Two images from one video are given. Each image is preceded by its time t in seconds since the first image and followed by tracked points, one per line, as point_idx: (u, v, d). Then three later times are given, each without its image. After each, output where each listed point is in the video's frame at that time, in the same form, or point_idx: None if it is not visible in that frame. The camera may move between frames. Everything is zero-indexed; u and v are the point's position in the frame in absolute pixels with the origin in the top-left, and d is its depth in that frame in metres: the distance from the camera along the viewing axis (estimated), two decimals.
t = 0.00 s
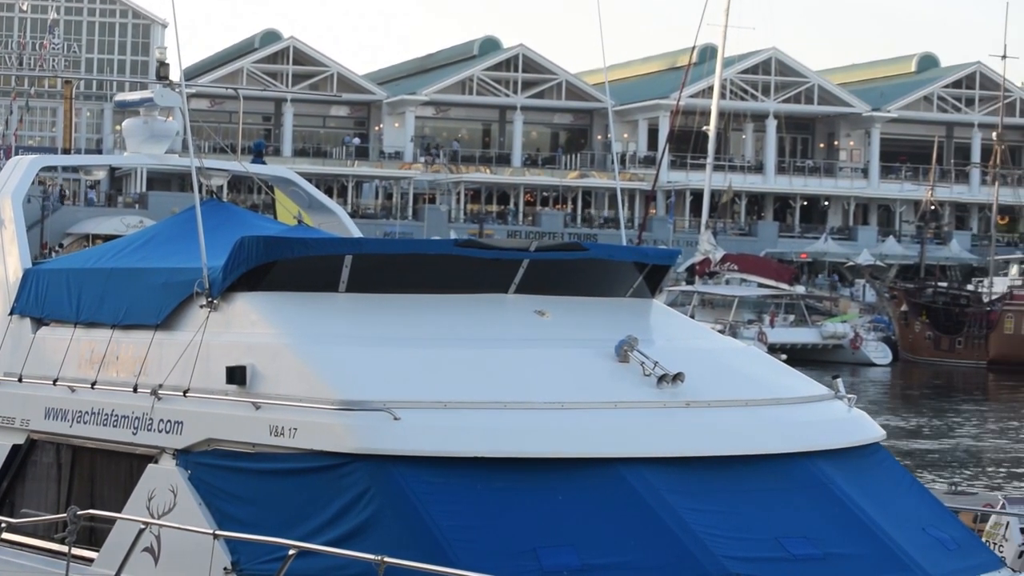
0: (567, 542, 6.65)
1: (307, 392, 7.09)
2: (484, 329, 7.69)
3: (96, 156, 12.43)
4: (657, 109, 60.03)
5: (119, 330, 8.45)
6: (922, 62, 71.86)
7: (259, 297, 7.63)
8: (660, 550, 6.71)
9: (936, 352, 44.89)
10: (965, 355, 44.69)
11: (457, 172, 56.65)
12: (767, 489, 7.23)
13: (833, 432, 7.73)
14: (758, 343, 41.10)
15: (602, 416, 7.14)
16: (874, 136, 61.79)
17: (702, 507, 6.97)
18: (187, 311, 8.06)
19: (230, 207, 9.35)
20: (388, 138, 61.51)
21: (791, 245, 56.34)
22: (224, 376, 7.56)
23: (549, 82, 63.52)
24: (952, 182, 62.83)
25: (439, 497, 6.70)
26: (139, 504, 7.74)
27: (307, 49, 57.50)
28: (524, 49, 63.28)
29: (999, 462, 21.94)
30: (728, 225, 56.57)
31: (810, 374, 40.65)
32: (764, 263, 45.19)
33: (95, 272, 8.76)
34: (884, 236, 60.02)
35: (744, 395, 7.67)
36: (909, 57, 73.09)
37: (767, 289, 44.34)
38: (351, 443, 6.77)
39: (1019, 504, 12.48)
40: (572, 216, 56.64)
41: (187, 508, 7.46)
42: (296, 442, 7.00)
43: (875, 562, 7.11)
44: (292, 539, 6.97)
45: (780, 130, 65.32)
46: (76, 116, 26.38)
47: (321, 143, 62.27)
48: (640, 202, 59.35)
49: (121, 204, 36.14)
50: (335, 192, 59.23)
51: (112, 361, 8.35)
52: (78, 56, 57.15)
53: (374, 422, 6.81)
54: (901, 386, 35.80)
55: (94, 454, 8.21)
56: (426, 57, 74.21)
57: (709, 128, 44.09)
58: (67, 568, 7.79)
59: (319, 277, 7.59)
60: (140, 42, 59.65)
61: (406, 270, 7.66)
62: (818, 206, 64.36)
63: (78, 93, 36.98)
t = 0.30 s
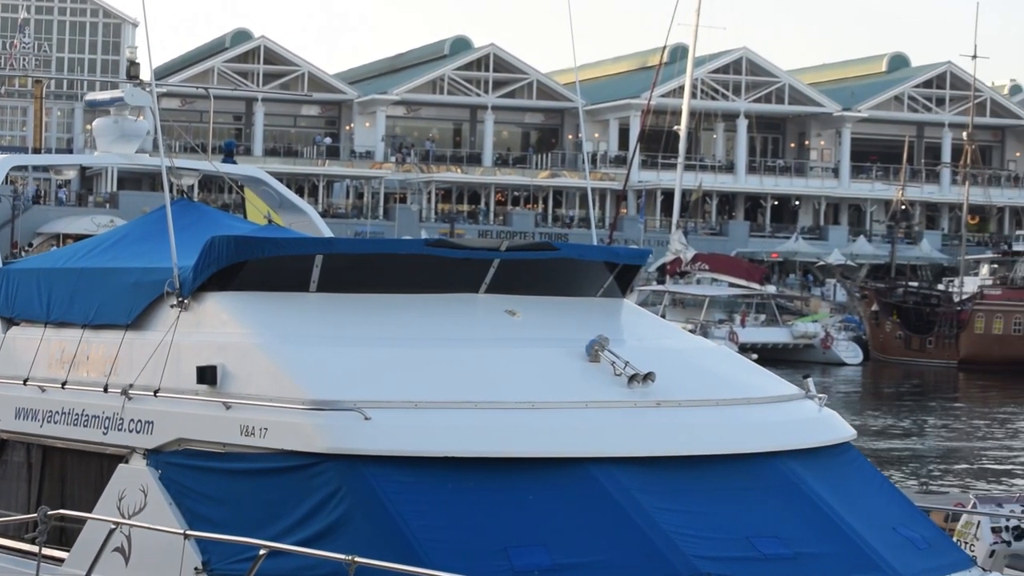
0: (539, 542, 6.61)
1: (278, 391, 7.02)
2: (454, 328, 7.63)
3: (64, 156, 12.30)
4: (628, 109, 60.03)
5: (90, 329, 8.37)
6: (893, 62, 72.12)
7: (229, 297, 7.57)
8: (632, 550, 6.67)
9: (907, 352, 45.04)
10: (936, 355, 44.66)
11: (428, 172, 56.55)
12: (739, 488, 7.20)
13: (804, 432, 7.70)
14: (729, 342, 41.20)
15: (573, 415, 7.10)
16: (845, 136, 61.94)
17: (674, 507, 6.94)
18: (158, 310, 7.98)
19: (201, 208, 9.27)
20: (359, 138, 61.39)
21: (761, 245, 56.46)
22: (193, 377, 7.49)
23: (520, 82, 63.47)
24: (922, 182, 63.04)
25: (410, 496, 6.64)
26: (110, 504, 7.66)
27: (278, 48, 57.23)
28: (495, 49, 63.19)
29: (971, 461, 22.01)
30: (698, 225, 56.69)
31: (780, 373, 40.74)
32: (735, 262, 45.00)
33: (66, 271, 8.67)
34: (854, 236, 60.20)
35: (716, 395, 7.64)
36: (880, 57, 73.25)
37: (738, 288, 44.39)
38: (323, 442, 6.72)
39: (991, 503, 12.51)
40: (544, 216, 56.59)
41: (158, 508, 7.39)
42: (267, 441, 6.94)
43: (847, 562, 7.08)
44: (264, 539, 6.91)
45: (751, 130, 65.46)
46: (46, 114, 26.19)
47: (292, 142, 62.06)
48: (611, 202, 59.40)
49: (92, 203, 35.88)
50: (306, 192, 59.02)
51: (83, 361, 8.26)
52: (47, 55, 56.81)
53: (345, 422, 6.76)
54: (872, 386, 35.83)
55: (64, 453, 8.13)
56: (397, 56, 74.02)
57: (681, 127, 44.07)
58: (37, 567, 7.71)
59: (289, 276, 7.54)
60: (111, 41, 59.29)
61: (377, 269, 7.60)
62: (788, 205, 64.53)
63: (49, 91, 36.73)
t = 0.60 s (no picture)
0: (511, 542, 6.60)
1: (251, 390, 6.97)
2: (427, 326, 7.59)
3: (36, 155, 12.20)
4: (601, 108, 60.02)
5: (62, 328, 8.30)
6: (866, 61, 72.31)
7: (202, 296, 7.53)
8: (604, 549, 6.65)
9: (879, 351, 45.18)
10: (908, 354, 44.80)
11: (401, 172, 56.50)
12: (711, 488, 7.18)
13: (777, 431, 7.69)
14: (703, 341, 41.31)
15: (545, 415, 7.07)
16: (818, 135, 62.09)
17: (647, 506, 6.91)
18: (131, 310, 7.91)
19: (173, 206, 9.21)
20: (332, 137, 61.32)
21: (735, 244, 56.62)
22: (166, 376, 7.43)
23: (493, 81, 63.35)
24: (896, 181, 63.26)
25: (382, 496, 6.61)
26: (82, 503, 7.60)
27: (251, 47, 57.01)
28: (469, 48, 63.05)
29: (944, 460, 22.10)
30: (672, 224, 56.87)
31: (753, 372, 40.84)
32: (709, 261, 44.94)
33: (38, 271, 8.60)
34: (828, 235, 60.37)
35: (689, 395, 7.62)
36: (853, 56, 73.44)
37: (711, 287, 44.44)
38: (297, 442, 6.69)
39: (965, 502, 12.55)
40: (518, 215, 56.58)
41: (132, 509, 7.33)
42: (240, 441, 6.91)
43: (820, 561, 7.07)
44: (237, 539, 6.87)
45: (725, 129, 65.60)
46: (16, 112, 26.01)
47: (266, 142, 61.87)
48: (585, 201, 59.49)
49: (65, 203, 35.69)
50: (279, 190, 58.82)
51: (55, 360, 8.19)
52: (20, 54, 56.52)
53: (317, 422, 6.73)
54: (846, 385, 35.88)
55: (37, 453, 8.07)
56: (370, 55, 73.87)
57: (654, 127, 44.08)
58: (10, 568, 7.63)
59: (260, 277, 7.50)
60: (84, 40, 58.89)
61: (349, 268, 7.56)
62: (761, 204, 64.70)
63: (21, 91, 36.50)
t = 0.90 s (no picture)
0: (488, 542, 6.58)
1: (227, 390, 6.93)
2: (403, 325, 7.56)
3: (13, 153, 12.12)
4: (578, 108, 60.03)
5: (38, 328, 8.24)
6: (843, 61, 72.49)
7: (178, 296, 7.48)
8: (580, 549, 6.63)
9: (856, 351, 45.31)
10: (885, 353, 44.93)
11: (378, 170, 56.50)
12: (687, 488, 7.17)
13: (754, 431, 7.68)
14: (679, 340, 41.36)
15: (522, 415, 7.04)
16: (795, 135, 62.19)
17: (623, 507, 6.89)
18: (107, 310, 7.86)
19: (150, 205, 9.14)
20: (309, 136, 61.20)
21: (712, 244, 56.73)
22: (141, 376, 7.38)
23: (470, 80, 63.25)
24: (872, 181, 63.46)
25: (359, 496, 6.57)
26: (59, 503, 7.55)
27: (228, 46, 56.74)
28: (446, 47, 62.94)
29: (921, 459, 22.17)
30: (649, 223, 56.94)
31: (731, 372, 40.91)
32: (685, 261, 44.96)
33: (15, 271, 8.54)
34: (804, 234, 60.52)
35: (666, 395, 7.60)
36: (830, 56, 73.58)
37: (689, 286, 44.48)
38: (273, 442, 6.65)
39: (941, 502, 12.58)
40: (495, 215, 56.55)
41: (107, 509, 7.28)
42: (215, 440, 6.87)
43: (796, 561, 7.06)
44: (213, 539, 6.83)
45: (702, 129, 65.70)
46: None
47: (243, 141, 61.69)
48: (562, 201, 59.48)
49: (42, 203, 35.57)
50: (256, 190, 58.68)
51: (32, 360, 8.13)
52: None
53: (294, 422, 6.70)
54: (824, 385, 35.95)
55: (13, 452, 8.02)
56: (347, 55, 73.69)
57: (630, 126, 44.06)
58: None
59: (236, 276, 7.45)
60: (61, 39, 58.64)
61: (325, 267, 7.52)
62: (738, 204, 64.82)
63: None
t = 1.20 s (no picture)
0: (471, 542, 6.55)
1: (210, 390, 6.91)
2: (387, 325, 7.53)
3: None
4: (560, 107, 60.01)
5: (21, 328, 8.21)
6: (826, 61, 72.63)
7: (161, 295, 7.45)
8: (563, 549, 6.61)
9: (839, 350, 45.44)
10: (868, 353, 45.07)
11: (361, 170, 56.51)
12: (670, 488, 7.15)
13: (738, 431, 7.67)
14: (662, 339, 41.38)
15: (505, 415, 7.02)
16: (777, 135, 62.30)
17: (607, 506, 6.86)
18: (89, 310, 7.82)
19: (133, 205, 9.09)
20: (291, 135, 61.12)
21: (694, 243, 56.84)
22: (124, 375, 7.35)
23: (452, 80, 63.16)
24: (855, 180, 63.63)
25: (342, 496, 6.55)
26: (42, 504, 7.51)
27: (210, 45, 56.66)
28: (428, 47, 62.84)
29: (903, 458, 22.22)
30: (632, 223, 57.00)
31: (713, 371, 40.97)
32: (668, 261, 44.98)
33: None
34: (787, 234, 60.65)
35: (649, 394, 7.58)
36: (812, 56, 73.70)
37: (671, 286, 44.49)
38: (256, 441, 6.63)
39: (925, 501, 12.57)
40: (477, 214, 56.54)
41: (90, 508, 7.25)
42: (199, 440, 6.85)
43: (779, 560, 7.04)
44: (196, 538, 6.81)
45: (685, 129, 65.78)
46: None
47: (225, 140, 61.56)
48: (544, 200, 59.52)
49: (24, 202, 35.47)
50: (239, 189, 58.59)
51: (15, 361, 8.10)
52: None
53: (276, 422, 6.67)
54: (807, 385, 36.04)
55: None
56: (330, 54, 73.63)
57: (613, 126, 44.08)
58: None
59: (219, 276, 7.42)
60: (43, 38, 58.48)
61: (307, 267, 7.50)
62: (721, 203, 64.91)
63: None
